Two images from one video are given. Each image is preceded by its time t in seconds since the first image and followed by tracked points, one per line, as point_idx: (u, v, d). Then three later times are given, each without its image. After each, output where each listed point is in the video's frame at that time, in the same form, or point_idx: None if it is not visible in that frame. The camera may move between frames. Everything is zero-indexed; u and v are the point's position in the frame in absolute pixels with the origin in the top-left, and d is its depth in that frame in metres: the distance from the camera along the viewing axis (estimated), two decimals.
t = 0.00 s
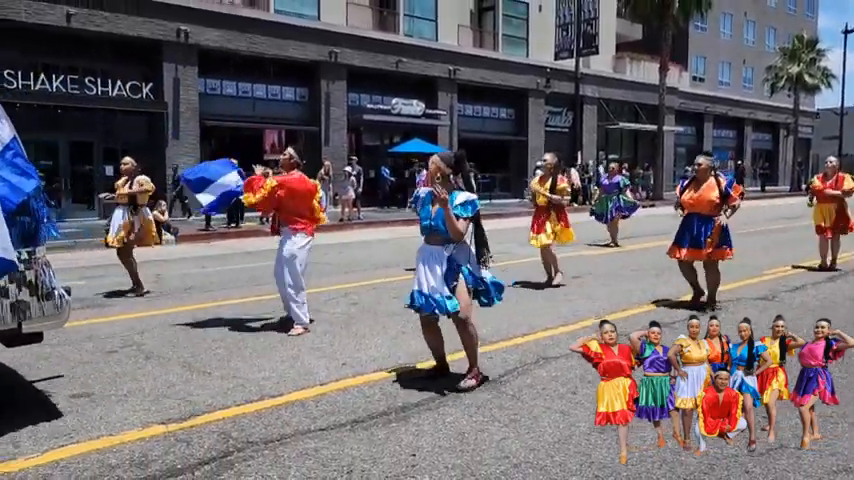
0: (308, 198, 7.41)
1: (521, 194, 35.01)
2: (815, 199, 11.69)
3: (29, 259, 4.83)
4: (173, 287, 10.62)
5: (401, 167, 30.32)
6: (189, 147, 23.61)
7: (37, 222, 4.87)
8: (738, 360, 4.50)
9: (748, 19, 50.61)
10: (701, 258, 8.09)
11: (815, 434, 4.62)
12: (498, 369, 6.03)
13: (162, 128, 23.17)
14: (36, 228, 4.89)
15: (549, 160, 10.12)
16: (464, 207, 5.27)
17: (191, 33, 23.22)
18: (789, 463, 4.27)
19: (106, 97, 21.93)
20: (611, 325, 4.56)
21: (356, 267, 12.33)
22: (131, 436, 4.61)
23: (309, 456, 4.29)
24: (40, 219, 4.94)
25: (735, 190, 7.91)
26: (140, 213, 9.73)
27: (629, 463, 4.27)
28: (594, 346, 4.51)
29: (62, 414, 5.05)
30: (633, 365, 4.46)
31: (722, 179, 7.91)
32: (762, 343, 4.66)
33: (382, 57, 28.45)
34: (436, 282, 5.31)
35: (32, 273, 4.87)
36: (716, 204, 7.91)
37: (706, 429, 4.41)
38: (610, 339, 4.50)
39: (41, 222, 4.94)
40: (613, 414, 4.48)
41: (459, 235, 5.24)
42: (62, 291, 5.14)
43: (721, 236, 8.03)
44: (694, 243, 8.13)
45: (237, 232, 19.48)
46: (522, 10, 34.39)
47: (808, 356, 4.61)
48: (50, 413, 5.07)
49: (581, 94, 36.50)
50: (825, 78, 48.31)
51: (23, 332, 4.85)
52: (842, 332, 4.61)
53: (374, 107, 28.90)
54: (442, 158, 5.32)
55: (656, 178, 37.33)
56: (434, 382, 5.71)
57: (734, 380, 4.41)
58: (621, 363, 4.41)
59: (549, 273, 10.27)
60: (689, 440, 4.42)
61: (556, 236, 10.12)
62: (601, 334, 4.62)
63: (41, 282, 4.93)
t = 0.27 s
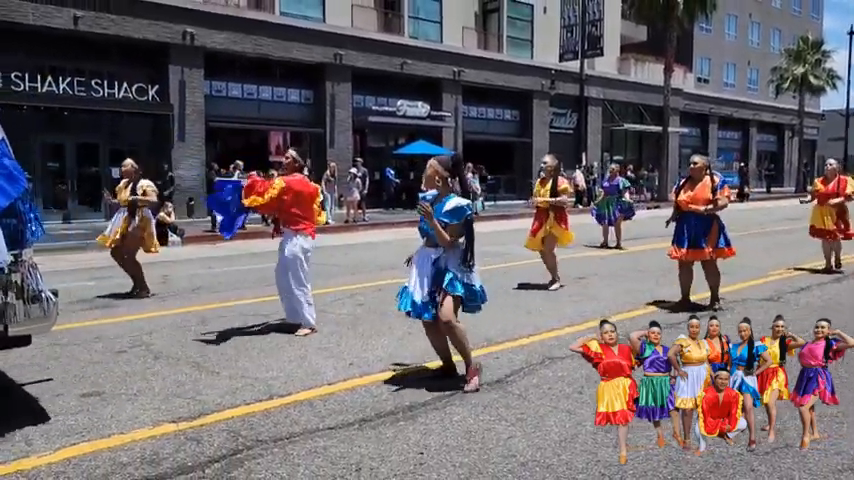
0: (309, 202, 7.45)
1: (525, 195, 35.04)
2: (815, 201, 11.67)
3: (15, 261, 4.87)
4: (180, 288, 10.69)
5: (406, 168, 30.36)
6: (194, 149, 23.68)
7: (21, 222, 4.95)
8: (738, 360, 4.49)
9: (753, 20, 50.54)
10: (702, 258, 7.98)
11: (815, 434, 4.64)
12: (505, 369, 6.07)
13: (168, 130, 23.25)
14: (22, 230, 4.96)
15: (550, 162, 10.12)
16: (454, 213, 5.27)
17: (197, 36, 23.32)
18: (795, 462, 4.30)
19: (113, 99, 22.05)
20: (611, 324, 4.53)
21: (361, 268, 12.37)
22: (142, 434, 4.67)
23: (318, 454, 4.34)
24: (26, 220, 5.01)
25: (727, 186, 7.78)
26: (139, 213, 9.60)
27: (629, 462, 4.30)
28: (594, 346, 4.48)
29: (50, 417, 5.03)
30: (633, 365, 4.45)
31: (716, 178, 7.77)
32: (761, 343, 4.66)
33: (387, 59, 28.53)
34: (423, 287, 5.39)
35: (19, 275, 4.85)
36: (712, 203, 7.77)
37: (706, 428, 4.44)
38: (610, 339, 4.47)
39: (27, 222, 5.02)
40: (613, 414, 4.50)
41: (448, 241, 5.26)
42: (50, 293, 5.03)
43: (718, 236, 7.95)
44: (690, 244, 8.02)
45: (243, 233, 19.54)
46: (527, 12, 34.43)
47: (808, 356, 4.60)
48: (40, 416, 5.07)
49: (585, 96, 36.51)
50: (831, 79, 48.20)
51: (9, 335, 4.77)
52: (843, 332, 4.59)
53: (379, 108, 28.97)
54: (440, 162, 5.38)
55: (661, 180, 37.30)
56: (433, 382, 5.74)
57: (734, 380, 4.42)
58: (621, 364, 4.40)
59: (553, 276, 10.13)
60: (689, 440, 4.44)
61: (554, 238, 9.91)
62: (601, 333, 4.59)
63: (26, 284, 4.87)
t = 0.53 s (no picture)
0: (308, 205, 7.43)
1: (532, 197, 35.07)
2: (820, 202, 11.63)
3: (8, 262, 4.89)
4: (189, 288, 10.78)
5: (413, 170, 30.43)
6: (202, 151, 23.79)
7: (13, 223, 4.99)
8: (738, 360, 4.47)
9: (761, 21, 50.39)
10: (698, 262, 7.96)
11: (815, 435, 4.65)
12: (513, 369, 6.12)
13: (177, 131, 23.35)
14: (14, 233, 4.98)
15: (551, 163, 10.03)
16: (440, 209, 5.31)
17: (205, 38, 23.43)
18: (802, 460, 4.34)
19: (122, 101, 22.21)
20: (611, 324, 4.50)
21: (369, 269, 12.43)
22: (155, 431, 4.74)
23: (328, 452, 4.40)
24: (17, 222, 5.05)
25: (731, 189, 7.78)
26: (144, 213, 9.68)
27: (629, 463, 4.29)
28: (594, 346, 4.46)
29: (42, 419, 5.03)
30: (633, 365, 4.42)
31: (717, 181, 7.71)
32: (762, 343, 4.63)
33: (394, 61, 28.60)
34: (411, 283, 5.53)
35: (11, 276, 4.89)
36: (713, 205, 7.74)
37: (706, 429, 4.42)
38: (610, 339, 4.45)
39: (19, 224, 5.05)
40: (613, 414, 4.45)
41: (438, 236, 5.28)
42: (42, 295, 5.07)
43: (717, 240, 7.89)
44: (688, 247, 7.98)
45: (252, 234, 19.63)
46: (534, 13, 34.44)
47: (808, 356, 4.61)
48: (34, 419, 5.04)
49: (592, 97, 36.49)
50: (839, 80, 47.98)
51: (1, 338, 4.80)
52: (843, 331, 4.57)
53: (386, 110, 29.04)
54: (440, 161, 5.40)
55: (669, 181, 37.24)
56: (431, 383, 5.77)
57: (734, 380, 4.40)
58: (621, 363, 4.37)
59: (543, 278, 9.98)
60: (689, 441, 4.45)
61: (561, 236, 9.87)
62: (601, 333, 4.56)
63: (17, 286, 4.91)
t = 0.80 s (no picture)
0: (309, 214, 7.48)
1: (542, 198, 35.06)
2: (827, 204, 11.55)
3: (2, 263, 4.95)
4: (202, 288, 10.89)
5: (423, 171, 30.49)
6: (214, 151, 23.94)
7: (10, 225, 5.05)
8: (738, 360, 4.50)
9: (773, 22, 50.12)
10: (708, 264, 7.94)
11: (815, 434, 4.67)
12: (523, 369, 6.16)
13: (188, 132, 23.50)
14: (9, 234, 5.03)
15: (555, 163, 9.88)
16: (427, 208, 5.29)
17: (217, 39, 23.59)
18: (811, 460, 4.36)
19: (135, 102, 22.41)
20: (611, 324, 4.53)
21: (379, 269, 12.51)
22: (170, 428, 4.82)
23: (340, 449, 4.46)
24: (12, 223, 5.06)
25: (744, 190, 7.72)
26: (146, 216, 9.62)
27: (630, 463, 4.32)
28: (594, 346, 4.50)
29: (38, 419, 5.04)
30: (633, 365, 4.46)
31: (729, 183, 7.76)
32: (761, 343, 4.64)
33: (405, 62, 28.68)
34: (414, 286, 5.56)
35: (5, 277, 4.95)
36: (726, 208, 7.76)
37: (706, 429, 4.44)
38: (610, 339, 4.49)
39: (14, 225, 5.08)
40: (613, 414, 4.51)
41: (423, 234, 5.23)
42: (37, 297, 5.12)
43: (728, 244, 7.83)
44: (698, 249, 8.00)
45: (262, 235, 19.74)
46: (545, 14, 34.43)
47: (808, 357, 4.60)
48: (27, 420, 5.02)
49: (603, 98, 36.45)
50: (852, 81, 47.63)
51: None
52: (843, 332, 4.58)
53: (396, 111, 29.11)
54: (441, 163, 5.37)
55: (679, 182, 37.12)
56: (433, 385, 5.74)
57: (734, 380, 4.42)
58: (621, 363, 4.41)
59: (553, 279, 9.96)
60: (689, 440, 4.48)
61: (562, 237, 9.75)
62: (601, 333, 4.61)
63: (12, 286, 4.97)
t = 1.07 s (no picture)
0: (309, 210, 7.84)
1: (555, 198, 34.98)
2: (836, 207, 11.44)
3: None
4: (216, 287, 11.00)
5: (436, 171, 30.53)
6: (228, 152, 24.13)
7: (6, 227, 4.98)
8: (738, 359, 4.60)
9: (789, 22, 49.67)
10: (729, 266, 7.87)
11: (815, 434, 4.66)
12: (534, 368, 6.19)
13: (203, 133, 23.69)
14: (4, 234, 4.95)
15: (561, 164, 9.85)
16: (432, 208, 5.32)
17: (232, 41, 23.80)
18: (820, 460, 4.35)
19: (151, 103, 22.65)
20: (611, 325, 4.60)
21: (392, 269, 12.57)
22: (185, 424, 4.90)
23: (352, 446, 4.52)
24: (7, 223, 5.00)
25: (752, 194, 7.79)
26: (148, 220, 9.56)
27: (629, 462, 4.33)
28: (594, 346, 4.54)
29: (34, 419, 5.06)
30: (633, 365, 4.51)
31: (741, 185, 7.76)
32: (762, 343, 4.74)
33: (418, 63, 28.75)
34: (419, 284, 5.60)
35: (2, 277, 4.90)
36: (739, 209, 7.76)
37: (706, 429, 4.48)
38: (610, 339, 4.54)
39: (11, 225, 5.03)
40: (613, 414, 4.52)
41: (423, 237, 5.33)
42: (33, 296, 5.09)
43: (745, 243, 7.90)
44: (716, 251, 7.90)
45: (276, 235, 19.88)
46: (558, 15, 34.36)
47: (808, 356, 4.66)
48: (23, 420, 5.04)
49: (616, 99, 36.31)
50: None
51: None
52: (842, 332, 4.67)
53: (409, 112, 29.19)
54: (445, 164, 5.42)
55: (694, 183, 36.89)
56: (438, 385, 5.75)
57: (734, 380, 4.50)
58: (621, 364, 4.45)
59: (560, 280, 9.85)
60: (689, 440, 4.49)
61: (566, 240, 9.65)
62: (602, 334, 4.68)
63: (8, 286, 4.92)
